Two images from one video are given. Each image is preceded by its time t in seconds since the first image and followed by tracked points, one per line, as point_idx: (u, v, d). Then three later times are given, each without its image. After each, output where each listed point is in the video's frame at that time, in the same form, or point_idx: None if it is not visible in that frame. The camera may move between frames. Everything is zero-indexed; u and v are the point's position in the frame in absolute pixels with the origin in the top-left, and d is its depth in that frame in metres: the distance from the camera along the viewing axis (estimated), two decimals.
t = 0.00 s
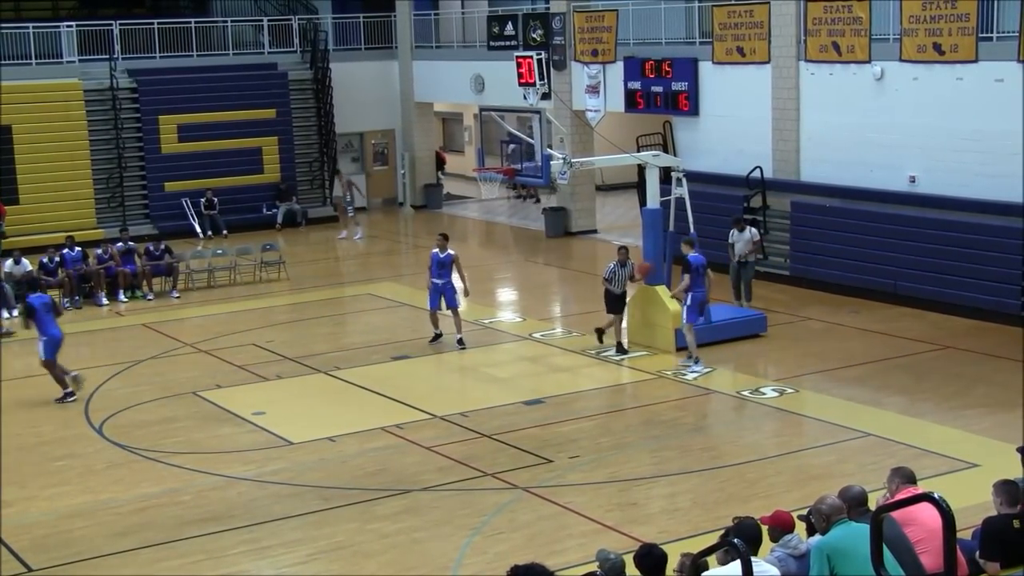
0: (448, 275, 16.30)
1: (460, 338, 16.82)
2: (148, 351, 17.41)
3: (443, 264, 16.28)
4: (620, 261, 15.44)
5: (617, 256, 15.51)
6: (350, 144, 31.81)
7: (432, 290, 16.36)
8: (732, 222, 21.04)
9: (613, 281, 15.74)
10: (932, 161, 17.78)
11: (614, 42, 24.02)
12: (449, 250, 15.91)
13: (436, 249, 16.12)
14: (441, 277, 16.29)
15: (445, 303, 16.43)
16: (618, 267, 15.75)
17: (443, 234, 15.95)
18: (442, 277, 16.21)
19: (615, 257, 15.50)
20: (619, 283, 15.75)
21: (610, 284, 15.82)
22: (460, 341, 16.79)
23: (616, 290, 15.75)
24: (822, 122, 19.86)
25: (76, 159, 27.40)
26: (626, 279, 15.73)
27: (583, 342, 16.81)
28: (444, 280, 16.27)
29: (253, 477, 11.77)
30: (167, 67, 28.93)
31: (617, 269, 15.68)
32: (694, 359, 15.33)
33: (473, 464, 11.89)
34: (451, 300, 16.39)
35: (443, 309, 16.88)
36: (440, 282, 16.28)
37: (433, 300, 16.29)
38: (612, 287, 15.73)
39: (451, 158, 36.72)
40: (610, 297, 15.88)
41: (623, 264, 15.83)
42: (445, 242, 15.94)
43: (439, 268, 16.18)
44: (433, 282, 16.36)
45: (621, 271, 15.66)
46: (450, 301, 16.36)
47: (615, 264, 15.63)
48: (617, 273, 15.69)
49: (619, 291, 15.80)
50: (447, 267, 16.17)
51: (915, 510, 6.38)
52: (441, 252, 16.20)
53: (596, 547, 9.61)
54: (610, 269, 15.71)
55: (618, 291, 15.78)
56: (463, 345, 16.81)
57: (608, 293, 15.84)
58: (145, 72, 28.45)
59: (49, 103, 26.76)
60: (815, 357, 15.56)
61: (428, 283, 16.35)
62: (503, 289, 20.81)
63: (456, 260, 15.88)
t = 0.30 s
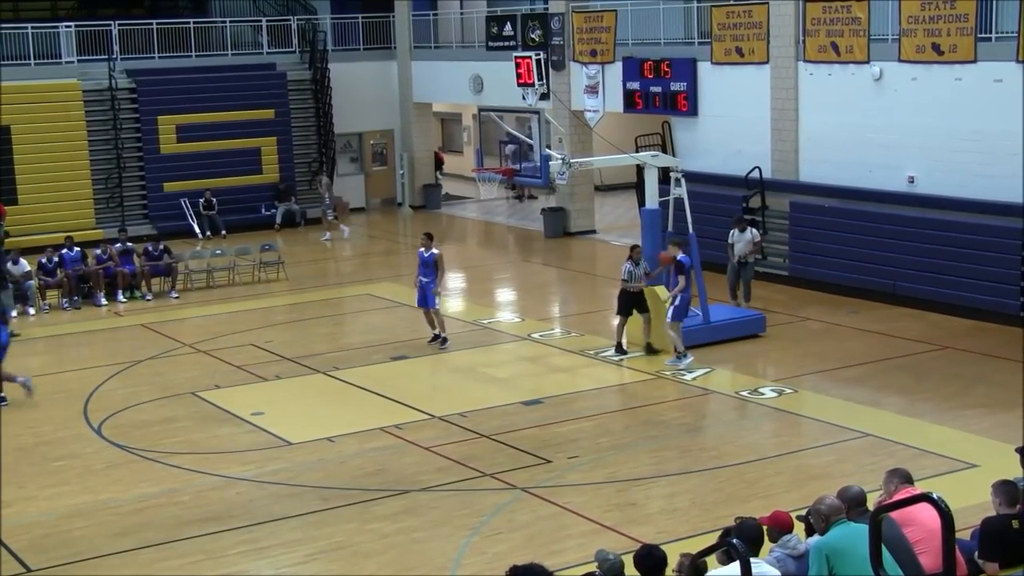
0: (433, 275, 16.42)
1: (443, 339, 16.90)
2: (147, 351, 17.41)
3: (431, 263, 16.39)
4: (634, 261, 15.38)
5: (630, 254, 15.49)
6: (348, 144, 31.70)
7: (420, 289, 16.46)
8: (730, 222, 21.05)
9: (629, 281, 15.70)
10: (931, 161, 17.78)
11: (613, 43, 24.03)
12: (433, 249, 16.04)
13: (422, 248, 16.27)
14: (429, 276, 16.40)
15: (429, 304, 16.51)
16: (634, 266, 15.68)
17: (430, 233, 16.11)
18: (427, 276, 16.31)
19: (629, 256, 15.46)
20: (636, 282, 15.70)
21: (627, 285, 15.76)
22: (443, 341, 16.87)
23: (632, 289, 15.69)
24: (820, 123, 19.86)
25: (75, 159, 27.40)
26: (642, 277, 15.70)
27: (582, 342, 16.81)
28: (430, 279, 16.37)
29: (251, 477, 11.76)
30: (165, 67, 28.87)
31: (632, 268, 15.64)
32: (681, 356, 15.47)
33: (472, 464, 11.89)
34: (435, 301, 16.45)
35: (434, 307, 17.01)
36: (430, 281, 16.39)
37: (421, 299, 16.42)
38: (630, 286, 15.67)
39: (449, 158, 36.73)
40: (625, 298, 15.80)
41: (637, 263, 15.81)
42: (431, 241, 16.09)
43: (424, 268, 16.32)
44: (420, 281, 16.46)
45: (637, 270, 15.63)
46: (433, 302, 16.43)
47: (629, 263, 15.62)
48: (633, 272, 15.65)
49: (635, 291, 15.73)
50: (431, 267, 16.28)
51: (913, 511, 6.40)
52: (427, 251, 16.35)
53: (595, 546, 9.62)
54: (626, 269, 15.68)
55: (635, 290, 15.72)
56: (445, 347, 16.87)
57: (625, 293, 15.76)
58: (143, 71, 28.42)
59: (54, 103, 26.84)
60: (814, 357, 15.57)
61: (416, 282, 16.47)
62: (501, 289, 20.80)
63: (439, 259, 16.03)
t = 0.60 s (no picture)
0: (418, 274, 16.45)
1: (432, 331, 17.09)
2: (145, 351, 17.40)
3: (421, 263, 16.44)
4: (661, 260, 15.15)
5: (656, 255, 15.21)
6: (347, 144, 31.75)
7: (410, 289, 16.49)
8: (729, 222, 21.06)
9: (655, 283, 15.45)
10: (930, 161, 17.78)
11: (612, 43, 24.04)
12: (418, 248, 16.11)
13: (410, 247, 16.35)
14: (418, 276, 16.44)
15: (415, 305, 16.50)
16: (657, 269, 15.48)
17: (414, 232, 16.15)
18: (415, 276, 16.34)
19: (655, 257, 15.19)
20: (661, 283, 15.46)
21: (652, 287, 15.50)
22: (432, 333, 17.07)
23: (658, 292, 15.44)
24: (818, 123, 19.86)
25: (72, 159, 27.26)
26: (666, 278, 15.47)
27: (581, 343, 16.82)
28: (418, 278, 16.39)
29: (250, 477, 11.75)
30: (164, 67, 28.85)
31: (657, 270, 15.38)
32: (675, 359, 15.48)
33: (471, 464, 11.89)
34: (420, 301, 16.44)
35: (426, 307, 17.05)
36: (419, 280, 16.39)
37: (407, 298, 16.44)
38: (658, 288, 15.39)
39: (448, 158, 36.75)
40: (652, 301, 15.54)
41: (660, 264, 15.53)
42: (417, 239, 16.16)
43: (411, 267, 16.32)
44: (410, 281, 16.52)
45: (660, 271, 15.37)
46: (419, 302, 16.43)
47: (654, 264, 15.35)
48: (658, 274, 15.39)
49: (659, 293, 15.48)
50: (419, 266, 16.32)
51: (912, 512, 6.41)
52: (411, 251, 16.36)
53: (594, 547, 9.62)
54: (651, 271, 15.41)
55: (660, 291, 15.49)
56: (434, 339, 17.08)
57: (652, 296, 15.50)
58: (142, 71, 28.41)
59: (55, 102, 26.87)
60: (812, 358, 15.57)
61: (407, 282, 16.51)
62: (500, 290, 20.81)
63: (426, 258, 16.09)
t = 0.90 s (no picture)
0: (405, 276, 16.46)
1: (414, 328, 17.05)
2: (144, 351, 17.39)
3: (405, 263, 16.45)
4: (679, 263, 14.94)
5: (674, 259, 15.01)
6: (346, 144, 31.79)
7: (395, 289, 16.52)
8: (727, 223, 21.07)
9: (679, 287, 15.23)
10: (929, 161, 17.78)
11: (611, 43, 24.03)
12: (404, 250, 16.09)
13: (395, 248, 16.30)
14: (402, 275, 16.45)
15: (400, 306, 16.54)
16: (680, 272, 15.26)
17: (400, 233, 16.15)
18: (400, 277, 16.33)
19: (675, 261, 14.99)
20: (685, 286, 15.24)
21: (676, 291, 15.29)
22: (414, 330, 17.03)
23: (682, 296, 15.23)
24: (817, 123, 19.86)
25: (71, 159, 27.28)
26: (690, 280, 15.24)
27: (581, 343, 16.81)
28: (403, 279, 16.41)
29: (249, 477, 11.74)
30: (162, 68, 28.85)
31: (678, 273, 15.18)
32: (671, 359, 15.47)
33: (470, 464, 11.88)
34: (405, 303, 16.48)
35: (411, 305, 17.08)
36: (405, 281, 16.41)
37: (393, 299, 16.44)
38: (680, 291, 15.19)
39: (447, 158, 36.75)
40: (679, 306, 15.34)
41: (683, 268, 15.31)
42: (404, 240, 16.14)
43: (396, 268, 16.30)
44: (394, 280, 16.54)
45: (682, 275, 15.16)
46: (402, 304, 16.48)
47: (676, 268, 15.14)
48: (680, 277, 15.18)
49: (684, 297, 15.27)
50: (403, 267, 16.29)
51: (911, 512, 6.40)
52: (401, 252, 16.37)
53: (592, 547, 9.61)
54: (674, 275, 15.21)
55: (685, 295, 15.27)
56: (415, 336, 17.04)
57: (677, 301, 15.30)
58: (142, 72, 28.41)
59: (54, 102, 26.91)
60: (811, 358, 15.56)
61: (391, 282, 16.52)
62: (499, 289, 20.80)
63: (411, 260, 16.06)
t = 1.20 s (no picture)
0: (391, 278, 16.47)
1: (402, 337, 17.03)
2: (143, 351, 17.40)
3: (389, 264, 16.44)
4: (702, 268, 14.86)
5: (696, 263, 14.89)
6: (345, 145, 31.79)
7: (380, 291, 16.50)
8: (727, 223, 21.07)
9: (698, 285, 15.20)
10: (928, 161, 17.79)
11: (610, 43, 24.03)
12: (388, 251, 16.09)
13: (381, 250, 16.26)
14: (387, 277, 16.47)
15: (385, 305, 16.56)
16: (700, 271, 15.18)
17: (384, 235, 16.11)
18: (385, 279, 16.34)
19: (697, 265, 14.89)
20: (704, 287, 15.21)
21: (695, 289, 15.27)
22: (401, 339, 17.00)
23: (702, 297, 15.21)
24: (816, 123, 19.86)
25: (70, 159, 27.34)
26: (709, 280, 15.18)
27: (580, 343, 16.82)
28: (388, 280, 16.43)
29: (248, 477, 11.74)
30: (162, 68, 28.85)
31: (698, 274, 15.10)
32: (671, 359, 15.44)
33: (469, 465, 11.88)
34: (389, 303, 16.51)
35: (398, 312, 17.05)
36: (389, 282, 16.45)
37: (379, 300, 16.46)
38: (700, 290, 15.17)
39: (446, 158, 36.77)
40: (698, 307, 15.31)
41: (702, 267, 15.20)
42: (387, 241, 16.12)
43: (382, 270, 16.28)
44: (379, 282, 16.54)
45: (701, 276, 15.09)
46: (390, 304, 16.48)
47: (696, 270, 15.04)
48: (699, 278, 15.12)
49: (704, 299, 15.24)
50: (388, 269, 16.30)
51: (909, 511, 6.41)
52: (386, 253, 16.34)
53: (592, 547, 9.61)
54: (693, 274, 15.14)
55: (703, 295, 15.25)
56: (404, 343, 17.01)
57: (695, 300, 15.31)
58: (141, 72, 28.39)
59: (55, 102, 26.95)
60: (810, 358, 15.56)
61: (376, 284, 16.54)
62: (498, 289, 20.81)
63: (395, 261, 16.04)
